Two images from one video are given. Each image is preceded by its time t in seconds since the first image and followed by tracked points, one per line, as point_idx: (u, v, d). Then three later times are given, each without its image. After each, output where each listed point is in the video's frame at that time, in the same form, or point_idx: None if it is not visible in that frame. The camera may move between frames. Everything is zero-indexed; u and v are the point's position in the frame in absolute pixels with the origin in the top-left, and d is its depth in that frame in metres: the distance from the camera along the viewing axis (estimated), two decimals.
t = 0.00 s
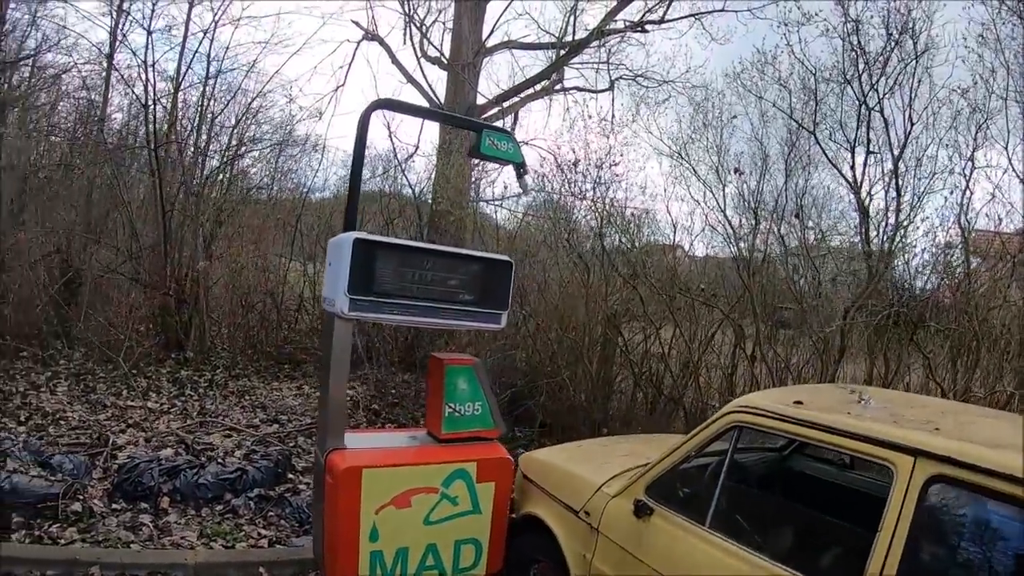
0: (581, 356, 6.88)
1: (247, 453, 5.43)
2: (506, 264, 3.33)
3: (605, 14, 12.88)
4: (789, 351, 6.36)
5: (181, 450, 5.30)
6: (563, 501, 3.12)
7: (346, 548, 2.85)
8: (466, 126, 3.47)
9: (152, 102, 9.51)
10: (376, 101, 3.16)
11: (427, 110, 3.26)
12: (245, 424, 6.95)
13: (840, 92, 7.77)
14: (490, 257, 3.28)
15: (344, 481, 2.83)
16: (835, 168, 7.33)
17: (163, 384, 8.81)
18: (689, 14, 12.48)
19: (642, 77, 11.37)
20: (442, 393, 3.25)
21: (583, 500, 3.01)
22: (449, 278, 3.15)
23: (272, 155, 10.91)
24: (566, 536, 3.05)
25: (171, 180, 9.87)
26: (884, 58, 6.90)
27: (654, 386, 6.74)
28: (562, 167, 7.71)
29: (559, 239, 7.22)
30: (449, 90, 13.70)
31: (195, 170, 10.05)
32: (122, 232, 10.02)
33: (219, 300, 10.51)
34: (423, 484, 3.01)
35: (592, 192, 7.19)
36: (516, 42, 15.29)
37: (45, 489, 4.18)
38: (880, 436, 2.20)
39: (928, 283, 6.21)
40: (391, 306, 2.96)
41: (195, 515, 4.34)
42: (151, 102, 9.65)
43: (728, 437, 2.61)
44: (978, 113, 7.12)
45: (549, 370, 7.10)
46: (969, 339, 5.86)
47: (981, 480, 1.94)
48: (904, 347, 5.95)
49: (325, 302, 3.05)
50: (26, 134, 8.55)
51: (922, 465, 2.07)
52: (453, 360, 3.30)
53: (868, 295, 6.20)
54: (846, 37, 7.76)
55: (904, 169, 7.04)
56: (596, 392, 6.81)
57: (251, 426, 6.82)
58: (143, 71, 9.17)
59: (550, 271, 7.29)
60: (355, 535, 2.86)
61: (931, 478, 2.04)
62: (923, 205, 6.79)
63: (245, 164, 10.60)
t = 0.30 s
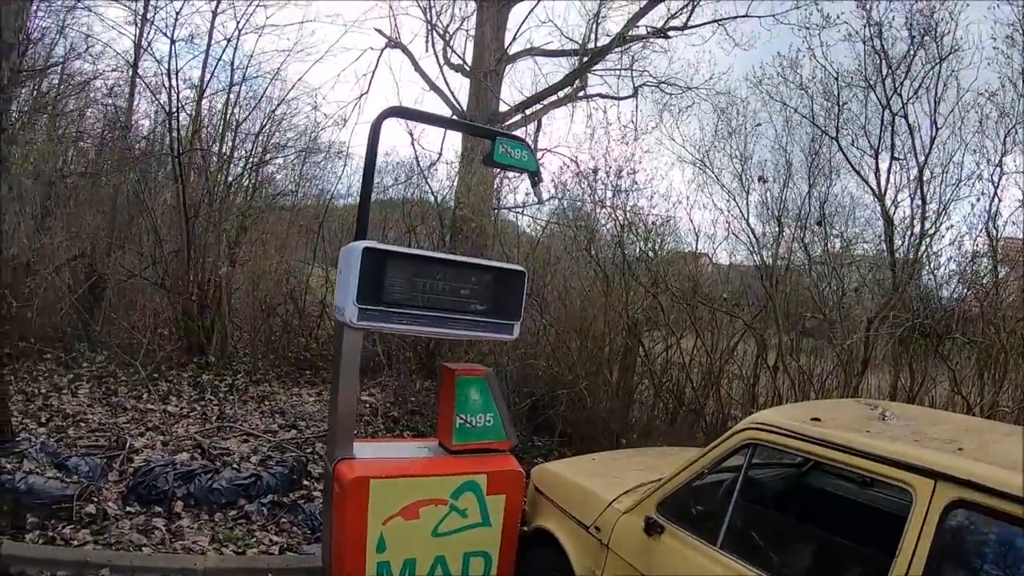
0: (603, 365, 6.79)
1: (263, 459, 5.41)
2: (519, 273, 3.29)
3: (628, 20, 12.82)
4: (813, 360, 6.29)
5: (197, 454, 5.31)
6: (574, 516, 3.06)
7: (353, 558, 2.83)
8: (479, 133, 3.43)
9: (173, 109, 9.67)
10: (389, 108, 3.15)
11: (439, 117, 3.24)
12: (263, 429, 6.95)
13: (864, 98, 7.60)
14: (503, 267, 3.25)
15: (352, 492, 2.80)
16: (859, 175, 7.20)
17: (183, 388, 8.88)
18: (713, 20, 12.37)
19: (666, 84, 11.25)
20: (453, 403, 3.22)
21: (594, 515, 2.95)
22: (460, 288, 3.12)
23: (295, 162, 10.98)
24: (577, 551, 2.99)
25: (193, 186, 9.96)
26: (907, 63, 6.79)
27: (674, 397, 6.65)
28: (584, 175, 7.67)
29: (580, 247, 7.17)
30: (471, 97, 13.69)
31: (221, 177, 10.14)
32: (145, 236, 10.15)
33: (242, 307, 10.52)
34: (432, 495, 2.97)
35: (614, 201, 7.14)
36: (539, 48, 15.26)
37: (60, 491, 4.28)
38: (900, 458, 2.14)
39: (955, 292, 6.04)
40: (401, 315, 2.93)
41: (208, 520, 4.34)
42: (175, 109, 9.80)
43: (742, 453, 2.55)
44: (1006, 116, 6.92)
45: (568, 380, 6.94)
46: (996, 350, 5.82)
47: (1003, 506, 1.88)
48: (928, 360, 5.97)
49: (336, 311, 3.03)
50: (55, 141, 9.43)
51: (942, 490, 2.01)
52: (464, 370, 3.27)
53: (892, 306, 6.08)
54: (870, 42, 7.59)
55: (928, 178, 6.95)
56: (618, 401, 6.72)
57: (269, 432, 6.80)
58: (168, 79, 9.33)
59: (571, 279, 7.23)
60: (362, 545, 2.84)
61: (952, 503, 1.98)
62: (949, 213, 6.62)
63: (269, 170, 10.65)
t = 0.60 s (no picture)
0: (620, 377, 6.66)
1: (273, 466, 5.34)
2: (534, 281, 3.19)
3: (648, 26, 12.73)
4: (836, 373, 6.13)
5: (208, 460, 5.26)
6: (588, 534, 2.96)
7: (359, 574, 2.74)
8: (494, 137, 3.34)
9: (191, 115, 9.76)
10: (401, 112, 3.08)
11: (451, 121, 3.16)
12: (276, 436, 6.91)
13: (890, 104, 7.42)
14: (518, 274, 3.15)
15: (358, 505, 2.72)
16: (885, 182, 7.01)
17: (198, 393, 8.87)
18: (734, 26, 12.24)
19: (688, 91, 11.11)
20: (465, 416, 3.12)
21: (609, 533, 2.84)
22: (473, 296, 3.03)
23: (315, 170, 11.02)
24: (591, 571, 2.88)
25: (211, 193, 10.01)
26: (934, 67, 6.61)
27: (694, 409, 6.50)
28: (603, 182, 7.55)
29: (597, 255, 7.06)
30: (491, 104, 13.65)
31: (240, 183, 10.19)
32: (163, 241, 10.21)
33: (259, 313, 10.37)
34: (441, 509, 2.88)
35: (633, 209, 7.04)
36: (559, 55, 15.20)
37: (68, 495, 4.24)
38: (932, 480, 2.01)
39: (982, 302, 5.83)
40: (412, 324, 2.84)
41: (216, 527, 4.28)
42: (193, 115, 9.87)
43: (765, 472, 2.44)
44: None
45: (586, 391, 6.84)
46: None
47: None
48: (957, 372, 5.75)
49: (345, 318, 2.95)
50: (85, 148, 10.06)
51: (979, 515, 1.89)
52: (477, 381, 3.17)
53: (919, 317, 5.91)
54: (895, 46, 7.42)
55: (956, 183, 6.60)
56: (637, 412, 6.59)
57: (282, 439, 6.75)
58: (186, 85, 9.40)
59: (589, 288, 7.11)
60: (368, 560, 2.74)
61: (989, 529, 1.85)
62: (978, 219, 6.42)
63: (287, 176, 10.65)
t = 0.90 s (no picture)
0: (634, 389, 6.50)
1: (275, 476, 5.18)
2: (544, 290, 3.01)
3: (666, 33, 12.58)
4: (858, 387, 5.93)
5: (208, 468, 5.11)
6: (597, 560, 2.77)
7: None
8: (504, 136, 3.18)
9: (205, 119, 9.72)
10: (405, 108, 2.93)
11: (458, 119, 2.99)
12: (281, 444, 6.75)
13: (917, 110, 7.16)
14: (527, 282, 2.98)
15: (352, 527, 2.55)
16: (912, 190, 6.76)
17: (205, 398, 8.76)
18: (753, 34, 12.07)
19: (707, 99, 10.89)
20: (469, 432, 2.94)
21: (619, 561, 2.65)
22: (479, 304, 2.86)
23: (330, 178, 10.98)
24: None
25: (223, 196, 9.91)
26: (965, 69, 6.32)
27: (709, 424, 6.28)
28: (619, 188, 7.36)
29: (615, 261, 6.84)
30: (506, 111, 13.50)
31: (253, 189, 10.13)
32: (173, 243, 10.11)
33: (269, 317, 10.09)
34: (442, 532, 2.70)
35: (649, 215, 6.80)
36: (575, 62, 15.07)
37: (60, 501, 4.13)
38: (974, 513, 1.82)
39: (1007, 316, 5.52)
40: (413, 334, 2.68)
41: (211, 539, 4.13)
42: (205, 118, 9.80)
43: (791, 502, 2.25)
44: None
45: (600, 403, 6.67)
46: None
47: None
48: (986, 389, 5.51)
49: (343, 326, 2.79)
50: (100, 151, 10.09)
51: None
52: (483, 396, 2.99)
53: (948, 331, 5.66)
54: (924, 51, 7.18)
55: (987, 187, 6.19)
56: (650, 424, 6.42)
57: (287, 447, 6.60)
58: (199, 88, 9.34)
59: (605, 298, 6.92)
60: None
61: None
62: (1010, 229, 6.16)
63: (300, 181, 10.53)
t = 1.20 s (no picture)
0: (649, 397, 6.32)
1: (274, 486, 5.01)
2: (550, 296, 2.83)
3: (680, 35, 12.39)
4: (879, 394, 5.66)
5: (207, 477, 4.97)
6: None
7: None
8: (508, 134, 3.02)
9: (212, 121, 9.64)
10: (403, 103, 2.79)
11: (459, 113, 2.86)
12: (285, 452, 6.59)
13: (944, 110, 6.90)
14: (532, 287, 2.81)
15: (342, 549, 2.39)
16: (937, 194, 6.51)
17: (210, 403, 8.63)
18: (769, 36, 11.85)
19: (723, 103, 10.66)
20: (470, 448, 2.77)
21: None
22: (481, 311, 2.69)
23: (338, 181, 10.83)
24: None
25: (231, 200, 9.82)
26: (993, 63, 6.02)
27: (724, 435, 6.05)
28: (633, 193, 7.18)
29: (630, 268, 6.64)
30: (518, 115, 13.33)
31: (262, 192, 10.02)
32: (181, 247, 10.00)
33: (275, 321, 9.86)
34: (439, 556, 2.52)
35: (664, 222, 6.65)
36: (589, 65, 14.90)
37: (53, 509, 3.94)
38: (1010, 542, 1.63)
39: None
40: (409, 342, 2.51)
41: (206, 551, 3.97)
42: (214, 122, 9.71)
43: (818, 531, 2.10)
44: None
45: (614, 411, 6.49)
46: None
47: None
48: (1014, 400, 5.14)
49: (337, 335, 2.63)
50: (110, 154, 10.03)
51: None
52: (485, 410, 2.82)
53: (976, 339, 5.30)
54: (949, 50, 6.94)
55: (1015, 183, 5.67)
56: (664, 432, 6.20)
57: (290, 456, 6.44)
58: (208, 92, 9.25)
59: (620, 305, 6.75)
60: None
61: None
62: None
63: (309, 185, 10.41)
